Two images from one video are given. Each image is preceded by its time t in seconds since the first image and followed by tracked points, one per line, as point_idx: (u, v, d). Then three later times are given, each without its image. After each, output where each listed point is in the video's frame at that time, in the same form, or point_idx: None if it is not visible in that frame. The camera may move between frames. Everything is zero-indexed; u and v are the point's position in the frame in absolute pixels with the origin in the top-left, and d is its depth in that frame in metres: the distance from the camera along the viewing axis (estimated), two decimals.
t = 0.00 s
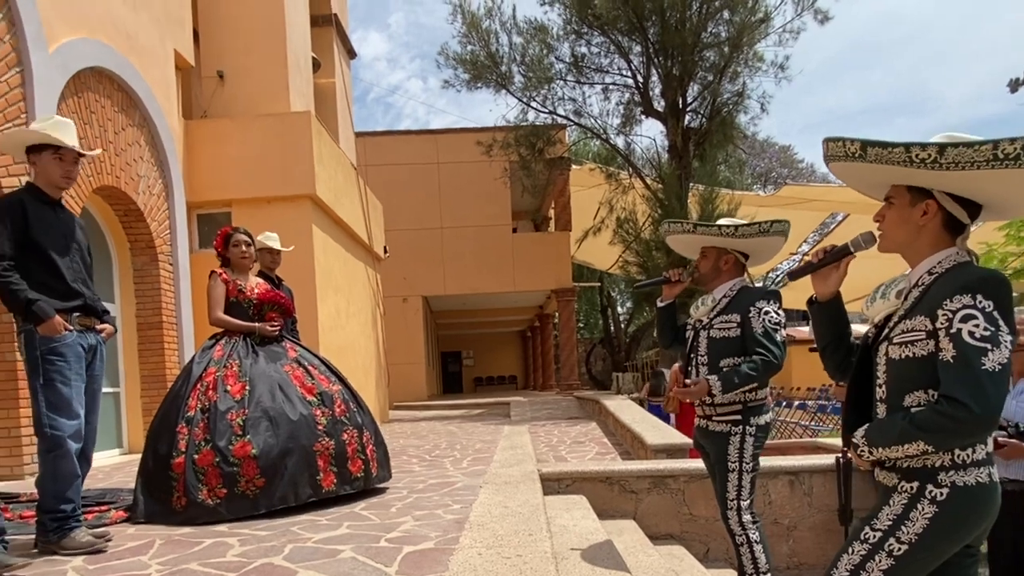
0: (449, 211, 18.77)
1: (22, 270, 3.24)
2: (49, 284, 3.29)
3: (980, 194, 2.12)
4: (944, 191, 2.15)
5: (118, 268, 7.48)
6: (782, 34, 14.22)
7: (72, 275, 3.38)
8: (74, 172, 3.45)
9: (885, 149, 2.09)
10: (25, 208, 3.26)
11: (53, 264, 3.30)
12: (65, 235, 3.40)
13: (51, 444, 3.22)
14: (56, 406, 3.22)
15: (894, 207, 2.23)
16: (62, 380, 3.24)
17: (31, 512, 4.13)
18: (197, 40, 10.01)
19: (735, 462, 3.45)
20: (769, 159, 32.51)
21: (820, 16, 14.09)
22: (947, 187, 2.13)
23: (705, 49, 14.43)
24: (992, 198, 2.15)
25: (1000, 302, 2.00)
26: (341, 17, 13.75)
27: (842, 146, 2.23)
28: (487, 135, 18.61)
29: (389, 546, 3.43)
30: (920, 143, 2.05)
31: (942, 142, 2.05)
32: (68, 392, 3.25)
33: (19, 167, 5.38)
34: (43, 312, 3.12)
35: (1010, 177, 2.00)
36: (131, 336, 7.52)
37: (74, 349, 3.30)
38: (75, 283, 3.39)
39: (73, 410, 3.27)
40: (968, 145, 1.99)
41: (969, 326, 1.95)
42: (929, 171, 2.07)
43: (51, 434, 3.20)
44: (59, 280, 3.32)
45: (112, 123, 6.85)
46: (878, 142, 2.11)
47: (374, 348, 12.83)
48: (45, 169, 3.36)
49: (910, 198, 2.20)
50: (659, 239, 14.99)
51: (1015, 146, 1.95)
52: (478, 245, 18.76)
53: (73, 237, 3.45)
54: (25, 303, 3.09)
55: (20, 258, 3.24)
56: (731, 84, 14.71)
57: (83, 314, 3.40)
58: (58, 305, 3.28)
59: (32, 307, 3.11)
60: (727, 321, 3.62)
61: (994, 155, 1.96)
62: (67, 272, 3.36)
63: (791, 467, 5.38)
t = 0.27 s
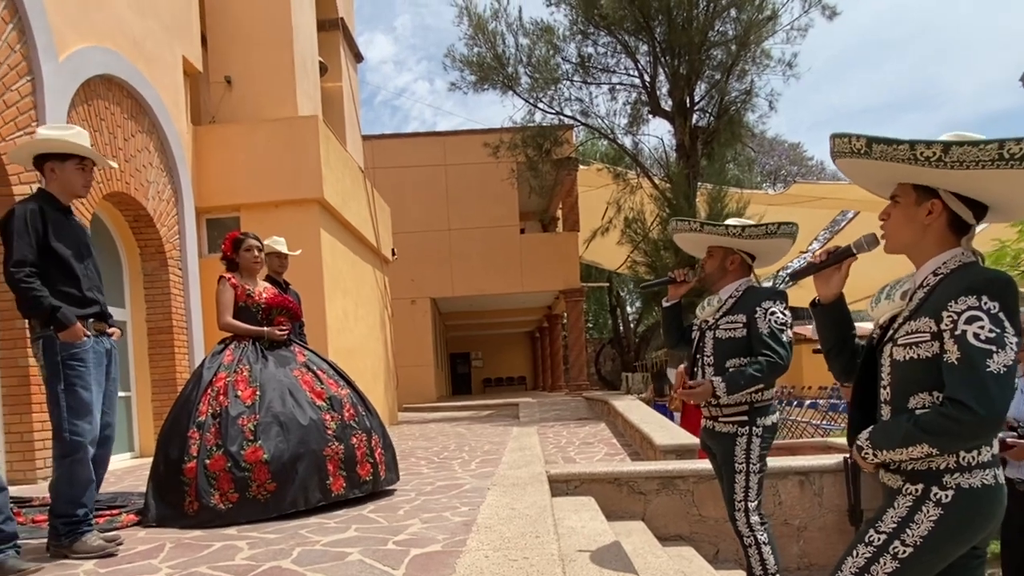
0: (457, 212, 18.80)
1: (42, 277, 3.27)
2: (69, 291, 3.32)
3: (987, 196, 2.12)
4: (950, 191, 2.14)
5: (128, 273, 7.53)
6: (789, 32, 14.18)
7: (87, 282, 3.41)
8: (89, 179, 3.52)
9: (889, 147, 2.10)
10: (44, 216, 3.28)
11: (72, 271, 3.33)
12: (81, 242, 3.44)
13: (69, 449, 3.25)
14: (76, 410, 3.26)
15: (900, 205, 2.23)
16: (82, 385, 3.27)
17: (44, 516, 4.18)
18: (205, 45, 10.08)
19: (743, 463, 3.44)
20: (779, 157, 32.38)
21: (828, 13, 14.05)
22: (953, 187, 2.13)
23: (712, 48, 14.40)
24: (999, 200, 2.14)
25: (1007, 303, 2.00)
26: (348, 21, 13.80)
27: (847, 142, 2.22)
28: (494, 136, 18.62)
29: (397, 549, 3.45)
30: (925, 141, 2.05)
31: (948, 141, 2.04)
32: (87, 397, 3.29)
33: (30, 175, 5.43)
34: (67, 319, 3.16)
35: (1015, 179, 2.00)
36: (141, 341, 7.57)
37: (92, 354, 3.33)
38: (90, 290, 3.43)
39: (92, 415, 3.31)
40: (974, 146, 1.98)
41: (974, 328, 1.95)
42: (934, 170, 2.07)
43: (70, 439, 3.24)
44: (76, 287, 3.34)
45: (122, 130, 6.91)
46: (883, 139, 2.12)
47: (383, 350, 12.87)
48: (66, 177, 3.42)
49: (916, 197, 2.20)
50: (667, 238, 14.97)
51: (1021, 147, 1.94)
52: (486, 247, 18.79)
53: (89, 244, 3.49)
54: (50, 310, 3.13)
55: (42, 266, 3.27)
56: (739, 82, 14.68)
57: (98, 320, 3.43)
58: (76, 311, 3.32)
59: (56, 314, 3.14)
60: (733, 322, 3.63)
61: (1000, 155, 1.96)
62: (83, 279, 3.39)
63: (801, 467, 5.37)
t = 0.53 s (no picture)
0: (465, 213, 18.82)
1: (50, 282, 3.29)
2: (76, 296, 3.34)
3: (994, 188, 2.11)
4: (957, 185, 2.13)
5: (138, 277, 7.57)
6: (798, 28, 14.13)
7: (93, 288, 3.44)
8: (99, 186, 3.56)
9: (895, 144, 2.08)
10: (55, 221, 3.31)
11: (79, 277, 3.36)
12: (88, 248, 3.47)
13: (75, 451, 3.28)
14: (82, 413, 3.29)
15: (905, 203, 2.21)
16: (88, 389, 3.30)
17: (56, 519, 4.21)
18: (213, 49, 10.13)
19: (751, 463, 3.43)
20: (788, 154, 32.30)
21: (836, 9, 13.99)
22: (959, 181, 2.12)
23: (720, 45, 14.37)
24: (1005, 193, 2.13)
25: (1019, 300, 1.97)
26: (355, 23, 13.84)
27: (849, 142, 2.19)
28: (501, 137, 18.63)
29: (404, 550, 3.46)
30: (929, 136, 2.04)
31: (953, 135, 2.03)
32: (94, 400, 3.32)
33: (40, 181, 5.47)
34: (75, 324, 3.19)
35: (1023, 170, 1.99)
36: (152, 344, 7.62)
37: (98, 359, 3.36)
38: (96, 296, 3.45)
39: (97, 419, 3.34)
40: (979, 137, 1.98)
41: (986, 325, 1.93)
42: (940, 165, 2.06)
43: (77, 441, 3.28)
44: (83, 293, 3.37)
45: (131, 135, 6.95)
46: (886, 136, 2.10)
47: (392, 352, 12.90)
48: (79, 184, 3.46)
49: (922, 194, 2.19)
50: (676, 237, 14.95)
51: None
52: (494, 247, 18.80)
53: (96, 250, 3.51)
54: (58, 314, 3.16)
55: (50, 271, 3.29)
56: (747, 80, 14.64)
57: (103, 325, 3.46)
58: (82, 316, 3.34)
59: (65, 318, 3.17)
60: (741, 320, 3.59)
61: (1006, 147, 1.95)
62: (89, 285, 3.41)
63: (812, 467, 5.36)
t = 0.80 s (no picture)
0: (473, 214, 18.84)
1: (55, 287, 3.32)
2: (81, 301, 3.36)
3: (1007, 180, 2.07)
4: (968, 178, 2.11)
5: (148, 281, 7.61)
6: (806, 25, 14.09)
7: (98, 294, 3.46)
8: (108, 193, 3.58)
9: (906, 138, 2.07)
10: (61, 227, 3.33)
11: (83, 282, 3.38)
12: (94, 253, 3.49)
13: (85, 453, 3.31)
14: (88, 415, 3.31)
15: (916, 202, 2.19)
16: (93, 392, 3.32)
17: (68, 521, 4.24)
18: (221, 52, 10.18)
19: (762, 463, 3.42)
20: (798, 151, 32.21)
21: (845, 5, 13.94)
22: (971, 175, 2.10)
23: (728, 43, 14.34)
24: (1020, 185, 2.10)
25: None
26: (362, 25, 13.88)
27: (856, 142, 2.20)
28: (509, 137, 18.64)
29: (413, 551, 3.47)
30: (938, 127, 2.03)
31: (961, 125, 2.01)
32: (100, 404, 3.34)
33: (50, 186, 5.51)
34: (77, 328, 3.22)
35: None
36: (162, 346, 7.66)
37: (103, 362, 3.38)
38: (101, 301, 3.47)
39: (105, 420, 3.37)
40: (988, 124, 1.95)
41: (1000, 321, 1.91)
42: (950, 156, 2.04)
43: (86, 443, 3.30)
44: (87, 298, 3.39)
45: (140, 139, 6.99)
46: (894, 132, 2.10)
47: (401, 353, 12.92)
48: (88, 192, 3.48)
49: (933, 191, 2.17)
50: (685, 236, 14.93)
51: None
52: (502, 248, 18.81)
53: (102, 255, 3.53)
54: (60, 319, 3.18)
55: (55, 277, 3.32)
56: (755, 77, 14.61)
57: (108, 329, 3.47)
58: (86, 321, 3.36)
59: (67, 323, 3.20)
60: (750, 319, 3.56)
61: (1016, 133, 1.91)
62: (94, 290, 3.43)
63: (823, 466, 5.34)
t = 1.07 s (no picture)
0: (480, 214, 18.86)
1: (65, 291, 3.34)
2: (90, 305, 3.39)
3: (1008, 168, 2.00)
4: (969, 176, 2.05)
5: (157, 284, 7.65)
6: (814, 21, 14.06)
7: (108, 297, 3.48)
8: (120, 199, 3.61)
9: (898, 145, 2.01)
10: (72, 231, 3.35)
11: (93, 285, 3.40)
12: (105, 257, 3.52)
13: (98, 455, 3.33)
14: (100, 417, 3.34)
15: (924, 206, 2.13)
16: (104, 394, 3.34)
17: (80, 522, 4.27)
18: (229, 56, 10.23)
19: (772, 462, 3.40)
20: (807, 148, 32.09)
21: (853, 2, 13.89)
22: (972, 172, 2.04)
23: (736, 40, 14.32)
24: None
25: None
26: (368, 27, 13.94)
27: (850, 159, 2.17)
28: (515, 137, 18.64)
29: (422, 552, 3.48)
30: (926, 129, 1.97)
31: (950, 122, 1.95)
32: (110, 406, 3.36)
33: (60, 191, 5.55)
34: (87, 331, 3.24)
35: None
36: (171, 348, 7.70)
37: (114, 365, 3.40)
38: (111, 304, 3.49)
39: (118, 422, 3.39)
40: (977, 116, 1.88)
41: (1020, 312, 1.84)
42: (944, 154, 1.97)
43: (99, 445, 3.33)
44: (96, 302, 3.41)
45: (149, 142, 7.02)
46: (885, 141, 2.06)
47: (409, 353, 12.94)
48: (99, 197, 3.51)
49: (936, 192, 2.11)
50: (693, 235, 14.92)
51: None
52: (510, 248, 18.82)
53: (112, 259, 3.56)
54: (71, 322, 3.21)
55: (64, 280, 3.34)
56: (763, 74, 14.59)
57: (118, 332, 3.49)
58: (95, 324, 3.38)
59: (77, 326, 3.22)
60: (757, 318, 3.55)
61: (1005, 120, 1.84)
62: (104, 293, 3.45)
63: (834, 465, 5.32)
